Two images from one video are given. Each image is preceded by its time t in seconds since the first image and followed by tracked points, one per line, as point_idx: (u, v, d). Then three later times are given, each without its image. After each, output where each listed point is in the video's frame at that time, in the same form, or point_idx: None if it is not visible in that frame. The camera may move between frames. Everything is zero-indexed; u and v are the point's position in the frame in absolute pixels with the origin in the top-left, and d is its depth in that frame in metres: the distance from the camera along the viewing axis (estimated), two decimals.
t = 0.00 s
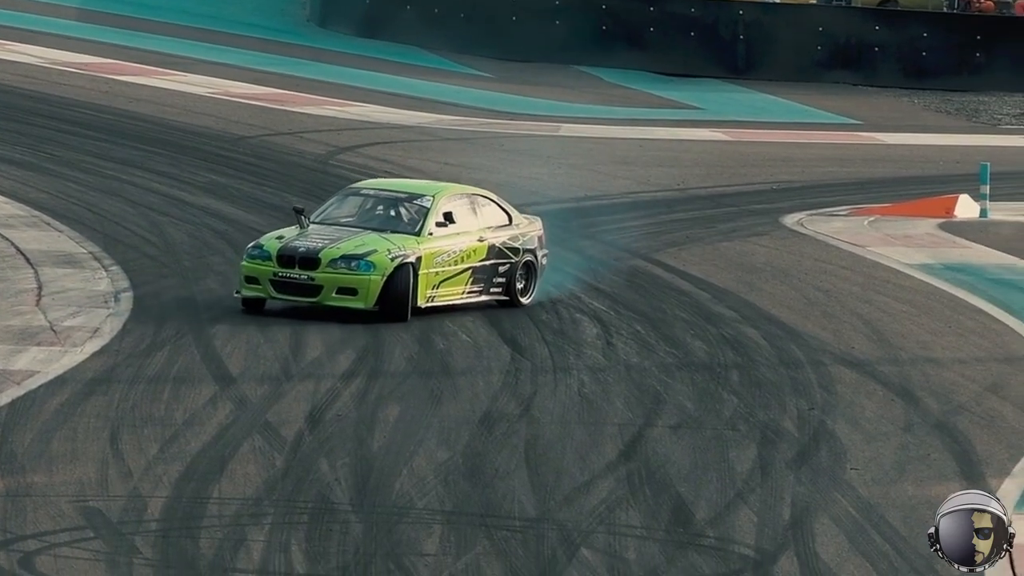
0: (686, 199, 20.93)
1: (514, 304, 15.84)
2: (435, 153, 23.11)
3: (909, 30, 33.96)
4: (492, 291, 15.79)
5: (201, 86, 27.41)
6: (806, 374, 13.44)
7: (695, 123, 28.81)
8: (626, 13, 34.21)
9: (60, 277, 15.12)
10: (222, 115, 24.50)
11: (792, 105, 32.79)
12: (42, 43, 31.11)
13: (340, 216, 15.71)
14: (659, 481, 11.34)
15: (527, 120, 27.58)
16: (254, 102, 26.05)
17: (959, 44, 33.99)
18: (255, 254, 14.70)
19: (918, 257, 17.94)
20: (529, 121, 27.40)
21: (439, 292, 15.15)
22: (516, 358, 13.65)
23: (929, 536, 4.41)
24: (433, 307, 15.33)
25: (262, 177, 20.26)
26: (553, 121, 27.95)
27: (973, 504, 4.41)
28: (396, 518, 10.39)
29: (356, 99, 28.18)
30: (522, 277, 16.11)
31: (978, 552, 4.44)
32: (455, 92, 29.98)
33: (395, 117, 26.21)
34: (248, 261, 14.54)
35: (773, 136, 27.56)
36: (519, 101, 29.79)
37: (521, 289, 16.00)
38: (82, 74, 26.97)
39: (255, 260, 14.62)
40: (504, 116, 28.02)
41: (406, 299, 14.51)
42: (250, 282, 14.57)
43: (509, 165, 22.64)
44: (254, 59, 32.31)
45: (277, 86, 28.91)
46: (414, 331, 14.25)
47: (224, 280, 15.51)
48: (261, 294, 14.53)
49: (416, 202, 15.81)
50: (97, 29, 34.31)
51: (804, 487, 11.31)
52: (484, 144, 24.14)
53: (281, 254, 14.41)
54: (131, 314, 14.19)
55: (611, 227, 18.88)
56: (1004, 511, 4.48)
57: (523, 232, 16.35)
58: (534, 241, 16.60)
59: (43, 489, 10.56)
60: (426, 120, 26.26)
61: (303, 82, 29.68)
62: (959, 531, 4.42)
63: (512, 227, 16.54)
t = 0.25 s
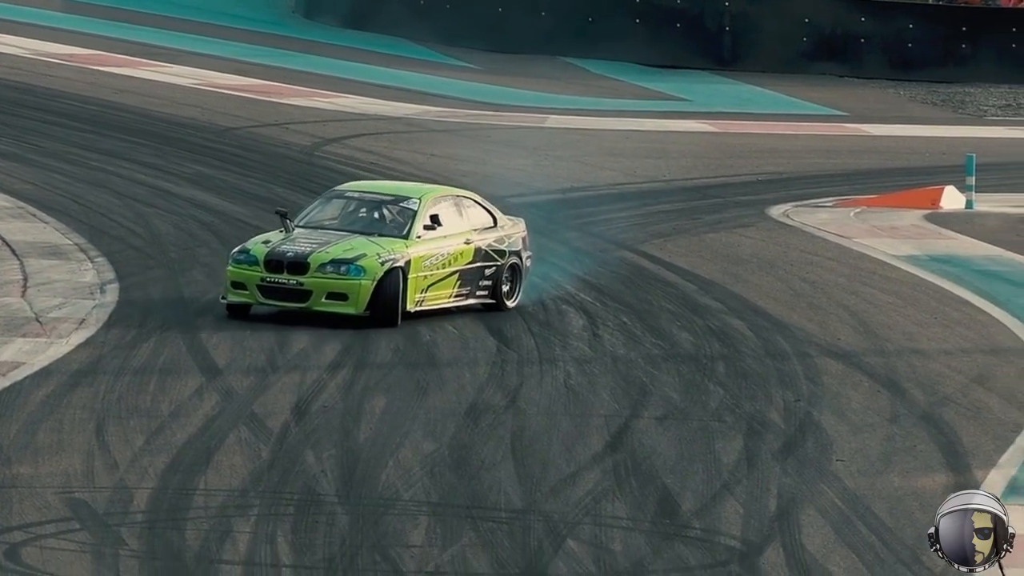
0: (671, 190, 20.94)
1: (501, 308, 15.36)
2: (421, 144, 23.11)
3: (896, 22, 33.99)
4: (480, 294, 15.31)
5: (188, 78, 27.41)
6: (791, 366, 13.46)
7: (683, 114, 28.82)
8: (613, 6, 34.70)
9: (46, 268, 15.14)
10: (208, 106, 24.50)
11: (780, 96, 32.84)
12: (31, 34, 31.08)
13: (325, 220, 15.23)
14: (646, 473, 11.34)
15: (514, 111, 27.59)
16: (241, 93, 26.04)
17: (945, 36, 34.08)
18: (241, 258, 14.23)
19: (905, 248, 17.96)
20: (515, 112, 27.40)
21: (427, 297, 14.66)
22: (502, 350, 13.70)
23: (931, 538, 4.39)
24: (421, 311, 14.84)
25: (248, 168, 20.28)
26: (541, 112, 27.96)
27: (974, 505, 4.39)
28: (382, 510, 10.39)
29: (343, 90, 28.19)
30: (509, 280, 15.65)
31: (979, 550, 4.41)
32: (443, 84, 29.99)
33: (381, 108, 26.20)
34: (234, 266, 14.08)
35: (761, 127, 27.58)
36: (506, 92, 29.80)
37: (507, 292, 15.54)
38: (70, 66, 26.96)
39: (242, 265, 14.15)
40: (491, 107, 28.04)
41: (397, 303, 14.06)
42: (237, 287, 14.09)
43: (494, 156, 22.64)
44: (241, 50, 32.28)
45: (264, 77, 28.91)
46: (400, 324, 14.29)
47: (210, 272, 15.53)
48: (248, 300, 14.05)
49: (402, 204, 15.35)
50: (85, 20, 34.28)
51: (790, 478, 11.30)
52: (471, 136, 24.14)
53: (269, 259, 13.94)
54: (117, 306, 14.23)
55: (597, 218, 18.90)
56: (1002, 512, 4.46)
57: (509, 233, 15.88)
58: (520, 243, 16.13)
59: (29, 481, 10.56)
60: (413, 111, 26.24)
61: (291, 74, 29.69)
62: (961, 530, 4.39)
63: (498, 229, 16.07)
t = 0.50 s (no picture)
0: (660, 182, 20.93)
1: (488, 311, 15.01)
2: (411, 135, 23.12)
3: (887, 15, 34.14)
4: (468, 297, 14.98)
5: (177, 69, 27.41)
6: (782, 357, 13.49)
7: (673, 106, 28.84)
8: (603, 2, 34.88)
9: (36, 260, 15.18)
10: (198, 98, 24.50)
11: (769, 88, 32.87)
12: (23, 27, 31.06)
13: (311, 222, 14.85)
14: (636, 464, 11.33)
15: (505, 103, 27.62)
16: (231, 85, 26.04)
17: (936, 29, 34.06)
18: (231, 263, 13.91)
19: (894, 240, 18.00)
20: (505, 104, 27.42)
21: (417, 300, 14.34)
22: (492, 342, 13.76)
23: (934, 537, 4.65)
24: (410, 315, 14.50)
25: (238, 160, 20.30)
26: (531, 104, 27.98)
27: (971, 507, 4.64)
28: (372, 502, 10.39)
29: (334, 82, 28.22)
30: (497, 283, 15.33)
31: (978, 553, 4.66)
32: (434, 76, 29.99)
33: (371, 101, 26.19)
34: (223, 270, 13.75)
35: (751, 119, 27.62)
36: (497, 85, 29.80)
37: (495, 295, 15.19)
38: (60, 58, 26.95)
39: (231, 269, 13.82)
40: (482, 99, 28.06)
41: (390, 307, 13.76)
42: (226, 292, 13.76)
43: (484, 147, 22.66)
44: (229, 43, 32.23)
45: (254, 69, 28.90)
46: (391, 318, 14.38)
47: (200, 263, 15.54)
48: (239, 304, 13.71)
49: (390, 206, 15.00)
50: (76, 12, 34.27)
51: (780, 470, 11.30)
52: (461, 128, 24.17)
53: (260, 263, 13.62)
54: (107, 298, 14.27)
55: (587, 210, 18.90)
56: (1001, 514, 4.72)
57: (496, 235, 15.57)
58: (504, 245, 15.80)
59: (20, 472, 10.56)
60: (403, 103, 26.25)
61: (281, 66, 29.69)
62: (959, 532, 4.64)
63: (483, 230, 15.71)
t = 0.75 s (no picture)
0: (649, 174, 20.91)
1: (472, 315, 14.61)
2: (401, 126, 23.11)
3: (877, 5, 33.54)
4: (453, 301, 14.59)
5: (168, 60, 27.40)
6: (773, 349, 13.50)
7: (663, 98, 28.82)
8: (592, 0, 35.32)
9: (27, 252, 15.19)
10: (188, 89, 24.49)
11: (759, 79, 32.88)
12: (14, 18, 31.04)
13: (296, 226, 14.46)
14: (627, 456, 11.33)
15: (495, 94, 27.62)
16: (221, 76, 26.03)
17: (926, 19, 33.17)
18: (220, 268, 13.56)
19: (885, 231, 18.00)
20: (496, 96, 27.42)
21: (408, 305, 13.98)
22: (483, 335, 13.79)
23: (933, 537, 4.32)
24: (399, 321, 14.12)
25: (228, 151, 20.30)
26: (522, 95, 27.97)
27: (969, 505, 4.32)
28: (363, 493, 10.39)
29: (324, 73, 28.20)
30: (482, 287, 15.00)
31: (977, 554, 4.33)
32: (425, 67, 29.97)
33: (362, 92, 26.16)
34: (213, 276, 13.39)
35: (740, 110, 27.60)
36: (488, 76, 29.76)
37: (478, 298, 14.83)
38: (50, 49, 26.94)
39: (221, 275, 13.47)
40: (472, 90, 28.06)
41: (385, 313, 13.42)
42: (217, 298, 13.38)
43: (474, 139, 22.64)
44: (220, 34, 32.21)
45: (245, 60, 28.90)
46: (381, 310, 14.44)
47: (191, 255, 15.55)
48: (230, 311, 13.33)
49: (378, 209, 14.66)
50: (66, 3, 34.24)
51: (770, 461, 11.29)
52: (451, 119, 24.15)
53: (252, 268, 13.28)
54: (97, 289, 14.28)
55: (577, 201, 18.89)
56: (1003, 513, 4.39)
57: (480, 238, 15.26)
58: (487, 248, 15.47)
59: (10, 464, 10.55)
60: (393, 95, 26.23)
61: (272, 57, 29.70)
62: (956, 530, 4.32)
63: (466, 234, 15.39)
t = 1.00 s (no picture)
0: (641, 167, 20.90)
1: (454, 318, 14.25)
2: (393, 120, 23.11)
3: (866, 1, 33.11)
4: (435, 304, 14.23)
5: (160, 53, 27.41)
6: (765, 342, 13.52)
7: (654, 91, 28.82)
8: None
9: (19, 245, 15.22)
10: (180, 82, 24.49)
11: (751, 73, 32.89)
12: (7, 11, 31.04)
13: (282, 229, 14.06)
14: (619, 449, 11.32)
15: (487, 87, 27.63)
16: (213, 70, 26.04)
17: (917, 13, 32.65)
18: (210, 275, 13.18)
19: (877, 224, 18.00)
20: (488, 89, 27.43)
21: (397, 309, 13.64)
22: (476, 328, 13.82)
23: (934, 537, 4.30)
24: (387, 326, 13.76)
25: (221, 144, 20.31)
26: (514, 88, 27.99)
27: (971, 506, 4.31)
28: (355, 487, 10.37)
29: (316, 66, 28.21)
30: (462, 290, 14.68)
31: (977, 554, 4.33)
32: (416, 61, 29.95)
33: (354, 85, 26.14)
34: (203, 282, 13.00)
35: (732, 103, 27.59)
36: (480, 69, 29.73)
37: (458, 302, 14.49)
38: (42, 42, 26.94)
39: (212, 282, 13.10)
40: (464, 83, 28.07)
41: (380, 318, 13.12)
42: (207, 304, 12.99)
43: (466, 132, 22.65)
44: (213, 27, 32.18)
45: (237, 53, 28.91)
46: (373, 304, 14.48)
47: (183, 249, 15.58)
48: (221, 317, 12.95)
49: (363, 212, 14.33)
50: None
51: (763, 454, 11.28)
52: (442, 112, 24.16)
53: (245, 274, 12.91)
54: (90, 283, 14.31)
55: (569, 195, 18.88)
56: (1001, 511, 4.40)
57: (458, 241, 14.95)
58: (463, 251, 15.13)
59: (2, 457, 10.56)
60: (386, 88, 26.22)
61: (265, 50, 29.71)
62: (959, 531, 4.30)
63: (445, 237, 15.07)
